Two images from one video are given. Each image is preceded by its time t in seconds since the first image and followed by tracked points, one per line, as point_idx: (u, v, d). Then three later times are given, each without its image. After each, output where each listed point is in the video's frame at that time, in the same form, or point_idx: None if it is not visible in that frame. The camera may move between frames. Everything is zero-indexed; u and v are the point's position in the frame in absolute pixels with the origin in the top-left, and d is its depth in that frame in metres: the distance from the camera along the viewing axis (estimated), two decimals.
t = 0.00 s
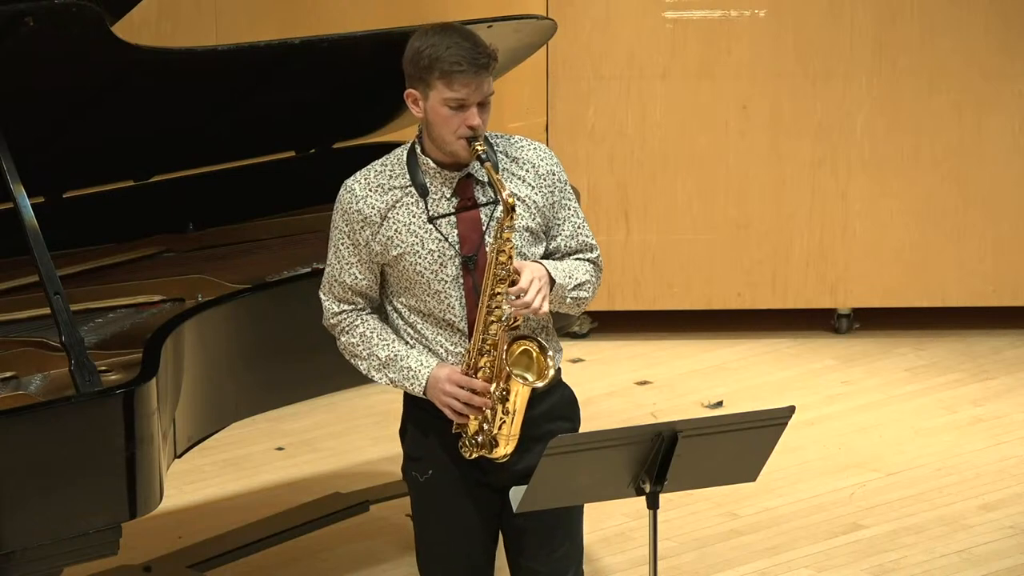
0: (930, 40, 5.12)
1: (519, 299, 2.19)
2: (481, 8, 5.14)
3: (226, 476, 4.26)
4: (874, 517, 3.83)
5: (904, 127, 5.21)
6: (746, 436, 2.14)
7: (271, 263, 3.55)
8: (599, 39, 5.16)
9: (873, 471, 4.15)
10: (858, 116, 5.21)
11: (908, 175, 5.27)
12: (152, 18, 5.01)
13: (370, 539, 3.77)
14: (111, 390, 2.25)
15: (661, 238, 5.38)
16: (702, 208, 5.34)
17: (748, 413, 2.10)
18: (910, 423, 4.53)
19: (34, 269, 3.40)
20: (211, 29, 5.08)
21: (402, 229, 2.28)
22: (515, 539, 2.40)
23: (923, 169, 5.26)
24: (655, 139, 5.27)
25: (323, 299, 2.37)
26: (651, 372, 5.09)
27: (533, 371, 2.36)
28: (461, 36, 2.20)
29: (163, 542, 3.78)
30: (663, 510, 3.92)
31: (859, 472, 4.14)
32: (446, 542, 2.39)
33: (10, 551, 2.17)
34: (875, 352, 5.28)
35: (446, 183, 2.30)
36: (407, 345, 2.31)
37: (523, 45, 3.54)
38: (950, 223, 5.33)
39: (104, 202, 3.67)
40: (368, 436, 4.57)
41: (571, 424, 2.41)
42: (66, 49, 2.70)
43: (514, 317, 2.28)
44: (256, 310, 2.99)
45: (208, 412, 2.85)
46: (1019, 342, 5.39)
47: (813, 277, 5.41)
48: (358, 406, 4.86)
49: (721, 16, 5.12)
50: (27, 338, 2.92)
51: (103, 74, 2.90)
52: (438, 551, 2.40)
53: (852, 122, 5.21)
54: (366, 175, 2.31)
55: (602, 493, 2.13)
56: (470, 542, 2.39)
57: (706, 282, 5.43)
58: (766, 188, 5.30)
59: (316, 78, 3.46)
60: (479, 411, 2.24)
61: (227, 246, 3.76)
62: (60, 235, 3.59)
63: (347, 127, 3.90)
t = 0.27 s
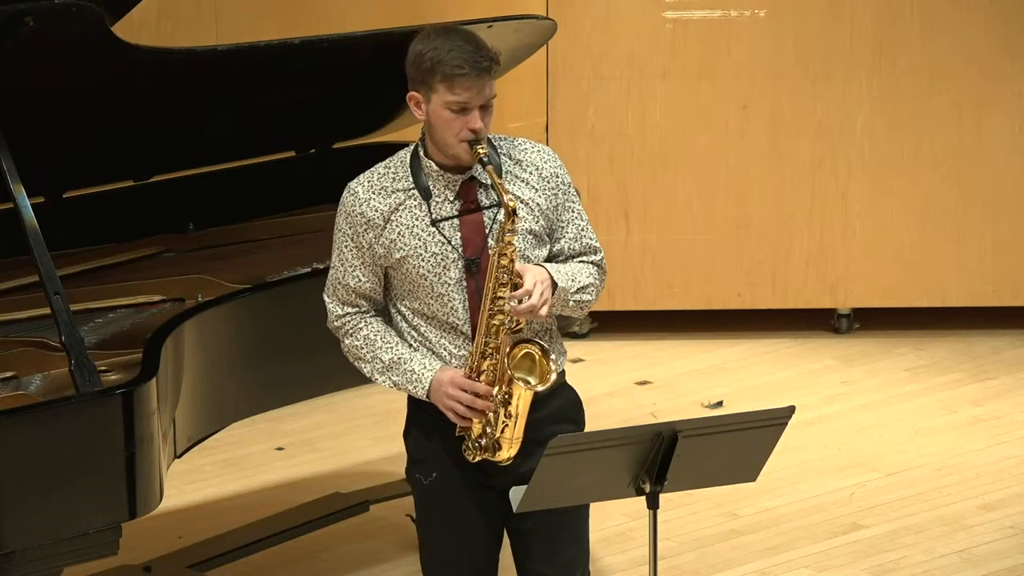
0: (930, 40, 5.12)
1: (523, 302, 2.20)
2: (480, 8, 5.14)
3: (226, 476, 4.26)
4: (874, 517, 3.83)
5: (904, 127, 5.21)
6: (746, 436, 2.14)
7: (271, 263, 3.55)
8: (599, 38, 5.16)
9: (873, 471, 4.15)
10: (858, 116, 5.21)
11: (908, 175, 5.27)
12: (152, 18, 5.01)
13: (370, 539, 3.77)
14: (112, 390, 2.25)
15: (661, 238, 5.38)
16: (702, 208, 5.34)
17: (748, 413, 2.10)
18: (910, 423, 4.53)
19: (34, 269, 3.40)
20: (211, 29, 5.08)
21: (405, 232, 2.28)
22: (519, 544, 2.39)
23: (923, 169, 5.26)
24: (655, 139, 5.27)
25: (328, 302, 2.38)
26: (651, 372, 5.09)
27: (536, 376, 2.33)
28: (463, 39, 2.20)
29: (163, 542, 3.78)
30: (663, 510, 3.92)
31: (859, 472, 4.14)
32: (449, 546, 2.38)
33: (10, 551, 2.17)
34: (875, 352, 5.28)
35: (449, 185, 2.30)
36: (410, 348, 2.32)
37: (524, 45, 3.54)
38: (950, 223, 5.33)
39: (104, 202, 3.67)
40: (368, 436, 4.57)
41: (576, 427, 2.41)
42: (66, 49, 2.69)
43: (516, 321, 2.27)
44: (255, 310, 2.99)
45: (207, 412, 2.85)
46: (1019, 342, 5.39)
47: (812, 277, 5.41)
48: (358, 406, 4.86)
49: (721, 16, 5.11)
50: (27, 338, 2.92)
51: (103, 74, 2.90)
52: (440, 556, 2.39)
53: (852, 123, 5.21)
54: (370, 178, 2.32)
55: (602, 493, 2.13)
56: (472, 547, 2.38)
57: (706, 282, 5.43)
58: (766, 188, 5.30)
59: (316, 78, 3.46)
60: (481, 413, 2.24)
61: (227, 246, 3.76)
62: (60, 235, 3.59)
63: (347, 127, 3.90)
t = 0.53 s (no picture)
0: (930, 40, 5.12)
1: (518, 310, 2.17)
2: (480, 8, 5.14)
3: (226, 476, 4.26)
4: (874, 517, 3.83)
5: (904, 127, 5.21)
6: (746, 436, 2.14)
7: (271, 263, 3.55)
8: (599, 38, 5.16)
9: (873, 471, 4.15)
10: (858, 116, 5.21)
11: (908, 175, 5.27)
12: (152, 18, 5.01)
13: (370, 539, 3.77)
14: (112, 390, 2.25)
15: (661, 238, 5.38)
16: (701, 208, 5.34)
17: (748, 413, 2.10)
18: (910, 423, 4.53)
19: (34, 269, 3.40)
20: (211, 29, 5.08)
21: (409, 235, 2.29)
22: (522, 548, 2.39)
23: (923, 169, 5.26)
24: (655, 139, 5.27)
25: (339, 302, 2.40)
26: (650, 372, 5.09)
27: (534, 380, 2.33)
28: (464, 44, 2.20)
29: (163, 542, 3.78)
30: (663, 510, 3.92)
31: (859, 472, 4.14)
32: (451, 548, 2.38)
33: (10, 551, 2.17)
34: (875, 352, 5.28)
35: (455, 189, 2.30)
36: (415, 350, 2.32)
37: (523, 45, 3.54)
38: (950, 224, 5.33)
39: (104, 202, 3.67)
40: (368, 436, 4.57)
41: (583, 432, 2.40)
42: (65, 49, 2.70)
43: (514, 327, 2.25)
44: (255, 310, 2.99)
45: (207, 412, 2.85)
46: (1019, 342, 5.39)
47: (812, 277, 5.41)
48: (358, 406, 4.86)
49: (721, 16, 5.11)
50: (27, 338, 2.92)
51: (103, 74, 2.90)
52: (442, 558, 2.39)
53: (852, 123, 5.21)
54: (377, 180, 2.33)
55: (602, 493, 2.13)
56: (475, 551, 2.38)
57: (706, 282, 5.43)
58: (766, 188, 5.30)
59: (315, 78, 3.46)
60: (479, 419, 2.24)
61: (227, 247, 3.76)
62: (60, 235, 3.59)
63: (346, 127, 3.90)
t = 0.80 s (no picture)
0: (930, 40, 5.12)
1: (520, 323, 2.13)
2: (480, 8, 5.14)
3: (226, 476, 4.26)
4: (874, 517, 3.83)
5: (904, 128, 5.21)
6: (747, 436, 2.14)
7: (271, 263, 3.55)
8: (599, 38, 5.16)
9: (873, 471, 4.15)
10: (858, 116, 5.21)
11: (908, 175, 5.27)
12: (153, 18, 5.01)
13: (370, 539, 3.77)
14: (112, 390, 2.25)
15: (661, 238, 5.38)
16: (701, 208, 5.34)
17: (748, 413, 2.10)
18: (910, 423, 4.53)
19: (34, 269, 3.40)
20: (211, 29, 5.07)
21: (426, 236, 2.28)
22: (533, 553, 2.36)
23: (923, 169, 5.26)
24: (655, 139, 5.27)
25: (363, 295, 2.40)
26: (650, 372, 5.09)
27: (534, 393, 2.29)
28: (487, 52, 2.18)
29: (163, 542, 3.78)
30: (663, 510, 3.92)
31: (859, 472, 4.14)
32: (457, 550, 2.38)
33: (10, 551, 2.17)
34: (875, 352, 5.28)
35: (474, 195, 2.27)
36: (429, 351, 2.32)
37: (523, 45, 3.54)
38: (950, 224, 5.33)
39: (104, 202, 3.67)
40: (368, 436, 4.57)
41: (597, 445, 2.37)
42: (65, 49, 2.69)
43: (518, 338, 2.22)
44: (255, 310, 2.99)
45: (207, 411, 2.85)
46: (1019, 342, 5.39)
47: (812, 277, 5.41)
48: (358, 406, 4.86)
49: (721, 16, 5.11)
50: (27, 338, 2.92)
51: (103, 73, 2.90)
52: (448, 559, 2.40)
53: (852, 123, 5.21)
54: (402, 178, 2.32)
55: (602, 493, 2.13)
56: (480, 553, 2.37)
57: (706, 283, 5.43)
58: (766, 188, 5.31)
59: (315, 78, 3.46)
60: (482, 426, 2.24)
61: (227, 247, 3.76)
62: (60, 235, 3.59)
63: (346, 127, 3.90)
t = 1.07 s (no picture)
0: (930, 40, 5.12)
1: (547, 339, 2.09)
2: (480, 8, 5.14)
3: (226, 476, 4.26)
4: (874, 517, 3.83)
5: (905, 128, 5.21)
6: (746, 435, 2.14)
7: (271, 263, 3.55)
8: (599, 38, 5.16)
9: (873, 471, 4.15)
10: (858, 116, 5.21)
11: (908, 175, 5.27)
12: (152, 18, 5.02)
13: (370, 539, 3.77)
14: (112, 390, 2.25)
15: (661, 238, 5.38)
16: (701, 208, 5.34)
17: (747, 413, 2.10)
18: (910, 423, 4.53)
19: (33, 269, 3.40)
20: (211, 29, 5.08)
21: (466, 238, 2.19)
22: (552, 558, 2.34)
23: (924, 169, 5.26)
24: (655, 139, 5.27)
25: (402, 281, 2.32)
26: (650, 372, 5.09)
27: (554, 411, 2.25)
28: (543, 66, 2.09)
29: (163, 542, 3.78)
30: (664, 510, 3.92)
31: (859, 472, 4.14)
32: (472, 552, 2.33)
33: (10, 551, 2.17)
34: (875, 352, 5.28)
35: (516, 203, 2.18)
36: (461, 348, 2.25)
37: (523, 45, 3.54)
38: (950, 224, 5.33)
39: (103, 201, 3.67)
40: (367, 436, 4.57)
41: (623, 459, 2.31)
42: (64, 49, 2.69)
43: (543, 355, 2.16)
44: (256, 310, 2.99)
45: (207, 411, 2.85)
46: (1018, 342, 5.39)
47: (812, 278, 5.41)
48: (358, 406, 4.86)
49: (721, 16, 5.12)
50: (27, 338, 2.92)
51: (102, 74, 2.90)
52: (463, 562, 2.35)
53: (852, 123, 5.21)
54: (449, 175, 2.23)
55: (602, 493, 2.13)
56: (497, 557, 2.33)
57: (707, 283, 5.43)
58: (766, 188, 5.30)
59: (315, 78, 3.46)
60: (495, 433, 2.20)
61: (227, 247, 3.76)
62: (60, 235, 3.59)
63: (346, 127, 3.90)
